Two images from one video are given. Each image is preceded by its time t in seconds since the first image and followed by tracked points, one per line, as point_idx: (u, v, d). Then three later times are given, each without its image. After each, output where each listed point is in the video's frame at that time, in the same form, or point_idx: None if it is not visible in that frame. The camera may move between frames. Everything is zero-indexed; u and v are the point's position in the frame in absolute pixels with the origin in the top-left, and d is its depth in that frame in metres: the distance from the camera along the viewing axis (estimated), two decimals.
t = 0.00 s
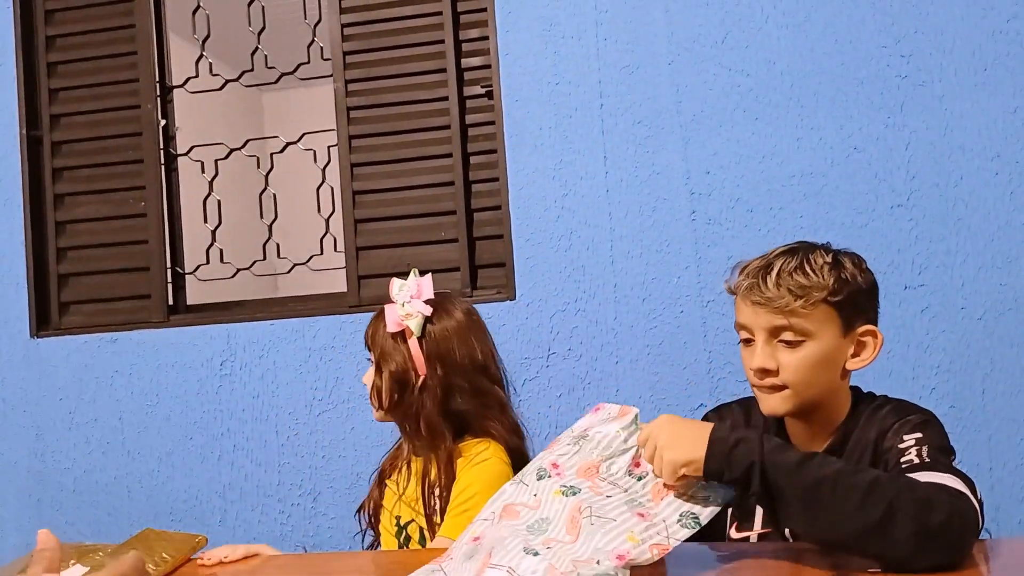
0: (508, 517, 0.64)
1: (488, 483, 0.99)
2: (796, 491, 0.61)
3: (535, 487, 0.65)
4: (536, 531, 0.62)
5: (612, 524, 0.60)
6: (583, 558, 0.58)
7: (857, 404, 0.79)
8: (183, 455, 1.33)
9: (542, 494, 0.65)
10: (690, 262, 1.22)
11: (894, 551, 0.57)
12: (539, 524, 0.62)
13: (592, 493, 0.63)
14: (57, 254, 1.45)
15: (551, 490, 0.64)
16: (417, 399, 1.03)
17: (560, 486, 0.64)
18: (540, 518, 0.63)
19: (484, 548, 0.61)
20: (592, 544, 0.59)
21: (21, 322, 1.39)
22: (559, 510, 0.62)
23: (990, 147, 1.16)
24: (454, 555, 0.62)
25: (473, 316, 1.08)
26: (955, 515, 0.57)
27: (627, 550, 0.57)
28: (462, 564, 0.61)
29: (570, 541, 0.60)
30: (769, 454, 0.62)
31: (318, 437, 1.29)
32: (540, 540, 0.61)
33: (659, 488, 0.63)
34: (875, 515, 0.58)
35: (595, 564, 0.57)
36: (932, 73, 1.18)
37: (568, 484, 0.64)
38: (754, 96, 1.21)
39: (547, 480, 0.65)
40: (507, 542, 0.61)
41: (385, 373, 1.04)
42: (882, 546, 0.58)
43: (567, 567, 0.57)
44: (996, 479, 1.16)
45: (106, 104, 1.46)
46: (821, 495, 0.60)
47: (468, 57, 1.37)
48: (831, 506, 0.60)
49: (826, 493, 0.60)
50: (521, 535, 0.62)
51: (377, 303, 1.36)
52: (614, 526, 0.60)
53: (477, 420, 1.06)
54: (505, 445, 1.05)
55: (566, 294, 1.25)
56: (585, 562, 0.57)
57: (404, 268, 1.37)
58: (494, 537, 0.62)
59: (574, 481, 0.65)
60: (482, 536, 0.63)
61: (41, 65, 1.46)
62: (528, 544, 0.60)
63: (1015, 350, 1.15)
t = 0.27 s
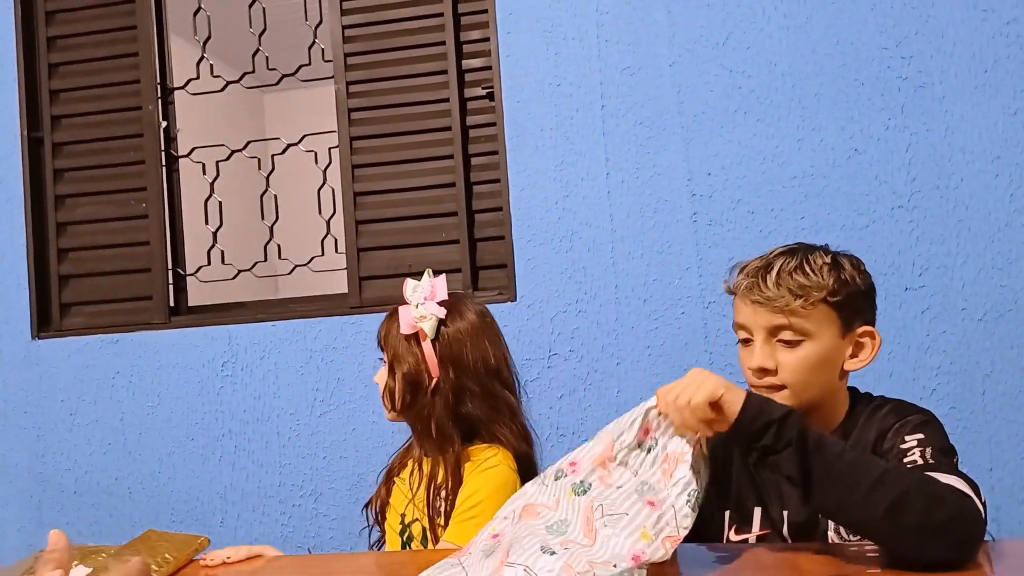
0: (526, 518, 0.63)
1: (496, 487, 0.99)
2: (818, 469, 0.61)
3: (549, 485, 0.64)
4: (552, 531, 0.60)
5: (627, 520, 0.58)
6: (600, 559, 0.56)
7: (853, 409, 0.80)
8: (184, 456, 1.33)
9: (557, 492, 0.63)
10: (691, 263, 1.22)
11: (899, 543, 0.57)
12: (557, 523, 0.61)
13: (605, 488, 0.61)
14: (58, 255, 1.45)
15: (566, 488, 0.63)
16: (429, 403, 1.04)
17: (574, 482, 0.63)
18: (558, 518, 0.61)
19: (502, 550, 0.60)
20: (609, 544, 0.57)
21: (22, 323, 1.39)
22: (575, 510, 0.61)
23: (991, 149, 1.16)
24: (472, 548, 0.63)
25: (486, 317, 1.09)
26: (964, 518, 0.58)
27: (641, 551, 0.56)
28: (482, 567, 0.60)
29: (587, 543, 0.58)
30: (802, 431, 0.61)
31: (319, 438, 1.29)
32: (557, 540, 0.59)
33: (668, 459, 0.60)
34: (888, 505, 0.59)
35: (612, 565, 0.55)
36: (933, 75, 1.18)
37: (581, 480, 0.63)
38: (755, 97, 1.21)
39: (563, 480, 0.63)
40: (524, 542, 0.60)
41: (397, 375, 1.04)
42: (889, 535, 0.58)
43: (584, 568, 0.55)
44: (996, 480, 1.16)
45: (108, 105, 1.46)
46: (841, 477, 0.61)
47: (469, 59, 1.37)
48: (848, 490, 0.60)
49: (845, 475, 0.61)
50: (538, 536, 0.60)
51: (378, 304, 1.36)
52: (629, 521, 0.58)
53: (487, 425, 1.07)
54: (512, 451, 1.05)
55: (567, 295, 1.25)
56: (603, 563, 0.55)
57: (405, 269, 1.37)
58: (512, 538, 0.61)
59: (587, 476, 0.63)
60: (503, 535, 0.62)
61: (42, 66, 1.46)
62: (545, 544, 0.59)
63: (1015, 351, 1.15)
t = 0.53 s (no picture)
0: (547, 490, 0.60)
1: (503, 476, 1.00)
2: (833, 451, 0.63)
3: (571, 458, 0.62)
4: (576, 508, 0.58)
5: (658, 497, 0.56)
6: (632, 541, 0.53)
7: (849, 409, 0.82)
8: (185, 456, 1.33)
9: (581, 466, 0.61)
10: (692, 263, 1.22)
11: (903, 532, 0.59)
12: (580, 498, 0.59)
13: (631, 459, 0.59)
14: (59, 255, 1.45)
15: (590, 462, 0.61)
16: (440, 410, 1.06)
17: (598, 459, 0.61)
18: (580, 492, 0.59)
19: (524, 520, 0.57)
20: (640, 521, 0.55)
21: (23, 322, 1.40)
22: (600, 484, 0.59)
23: (991, 150, 1.16)
24: (489, 511, 0.59)
25: (492, 317, 1.11)
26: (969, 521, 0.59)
27: (674, 531, 0.53)
28: (504, 535, 0.56)
29: (615, 519, 0.56)
30: (823, 412, 0.62)
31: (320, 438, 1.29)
32: (583, 516, 0.57)
33: (694, 426, 0.59)
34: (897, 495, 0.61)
35: (648, 543, 0.52)
36: (933, 75, 1.18)
37: (607, 455, 0.61)
38: (755, 98, 1.21)
39: (586, 452, 0.62)
40: (549, 516, 0.57)
41: (404, 382, 1.05)
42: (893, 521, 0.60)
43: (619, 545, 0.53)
44: (997, 481, 1.16)
45: (108, 105, 1.46)
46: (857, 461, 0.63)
47: (470, 59, 1.37)
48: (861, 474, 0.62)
49: (858, 461, 0.62)
50: (563, 510, 0.58)
51: (378, 304, 1.36)
52: (661, 498, 0.56)
53: (495, 427, 1.06)
54: (520, 453, 1.05)
55: (567, 295, 1.25)
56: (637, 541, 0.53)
57: (406, 269, 1.37)
58: (534, 509, 0.58)
59: (612, 449, 0.61)
60: (522, 501, 0.60)
61: (43, 66, 1.46)
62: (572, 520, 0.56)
63: (1015, 352, 1.15)
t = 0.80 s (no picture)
0: (568, 412, 0.66)
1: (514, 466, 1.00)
2: (833, 447, 0.64)
3: (605, 381, 0.68)
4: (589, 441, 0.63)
5: (671, 436, 0.62)
6: (634, 483, 0.60)
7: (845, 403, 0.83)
8: (186, 455, 1.33)
9: (609, 390, 0.66)
10: (692, 261, 1.22)
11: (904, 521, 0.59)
12: (599, 412, 0.65)
13: (656, 395, 0.64)
14: (60, 254, 1.46)
15: (618, 387, 0.66)
16: (463, 420, 1.01)
17: (623, 392, 0.66)
18: (603, 407, 0.65)
19: (544, 445, 0.64)
20: (649, 452, 0.61)
21: (24, 322, 1.40)
22: (621, 407, 0.64)
23: (992, 147, 1.16)
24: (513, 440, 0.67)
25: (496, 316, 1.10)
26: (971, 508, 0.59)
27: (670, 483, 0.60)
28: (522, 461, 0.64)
29: (629, 440, 0.62)
30: (822, 406, 0.65)
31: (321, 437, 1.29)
32: (594, 441, 0.63)
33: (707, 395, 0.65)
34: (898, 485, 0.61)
35: (654, 475, 0.60)
36: (933, 73, 1.18)
37: (631, 390, 0.66)
38: (755, 96, 1.22)
39: (614, 383, 0.67)
40: (564, 440, 0.63)
41: (439, 391, 1.00)
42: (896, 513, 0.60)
43: (621, 476, 0.60)
44: (997, 478, 1.16)
45: (109, 104, 1.46)
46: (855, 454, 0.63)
47: (470, 58, 1.37)
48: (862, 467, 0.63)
49: (859, 456, 0.63)
50: (580, 424, 0.64)
51: (379, 303, 1.36)
52: (671, 447, 0.62)
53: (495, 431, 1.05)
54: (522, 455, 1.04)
55: (568, 294, 1.25)
56: (641, 472, 0.60)
57: (406, 268, 1.37)
58: (555, 432, 0.65)
59: (638, 380, 0.66)
60: (544, 425, 0.66)
61: (44, 65, 1.47)
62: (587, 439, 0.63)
63: (1016, 350, 1.15)
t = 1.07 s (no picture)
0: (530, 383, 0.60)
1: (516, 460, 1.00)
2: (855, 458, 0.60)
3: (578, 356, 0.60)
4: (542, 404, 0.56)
5: (624, 420, 0.53)
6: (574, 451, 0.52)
7: (841, 385, 0.82)
8: (184, 454, 1.33)
9: (579, 365, 0.58)
10: (691, 261, 1.22)
11: (943, 518, 0.61)
12: (560, 389, 0.57)
13: (625, 386, 0.55)
14: (58, 253, 1.46)
15: (586, 368, 0.58)
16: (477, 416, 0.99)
17: (593, 371, 0.57)
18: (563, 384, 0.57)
19: (493, 413, 0.58)
20: (596, 435, 0.52)
21: (23, 321, 1.40)
22: (583, 387, 0.56)
23: (991, 149, 1.17)
24: (477, 392, 0.63)
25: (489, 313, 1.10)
26: (991, 477, 0.61)
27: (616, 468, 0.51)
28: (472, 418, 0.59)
29: (574, 420, 0.53)
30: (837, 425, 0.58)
31: (319, 436, 1.29)
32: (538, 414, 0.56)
33: (689, 392, 0.57)
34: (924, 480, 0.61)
35: (587, 464, 0.51)
36: (932, 74, 1.18)
37: (602, 369, 0.57)
38: (754, 97, 1.22)
39: (590, 360, 0.58)
40: (513, 419, 0.56)
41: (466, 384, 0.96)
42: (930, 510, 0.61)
43: (555, 453, 0.52)
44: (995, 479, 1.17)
45: (109, 103, 1.46)
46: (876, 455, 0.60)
47: (470, 58, 1.37)
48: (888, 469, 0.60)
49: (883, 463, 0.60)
50: (532, 400, 0.57)
51: (378, 303, 1.36)
52: (619, 428, 0.53)
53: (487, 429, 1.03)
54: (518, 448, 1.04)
55: (566, 294, 1.25)
56: (580, 454, 0.51)
57: (405, 268, 1.37)
58: (505, 405, 0.59)
59: (613, 364, 0.57)
60: (506, 388, 0.61)
61: (43, 64, 1.47)
62: (532, 420, 0.55)
63: (1014, 351, 1.16)
